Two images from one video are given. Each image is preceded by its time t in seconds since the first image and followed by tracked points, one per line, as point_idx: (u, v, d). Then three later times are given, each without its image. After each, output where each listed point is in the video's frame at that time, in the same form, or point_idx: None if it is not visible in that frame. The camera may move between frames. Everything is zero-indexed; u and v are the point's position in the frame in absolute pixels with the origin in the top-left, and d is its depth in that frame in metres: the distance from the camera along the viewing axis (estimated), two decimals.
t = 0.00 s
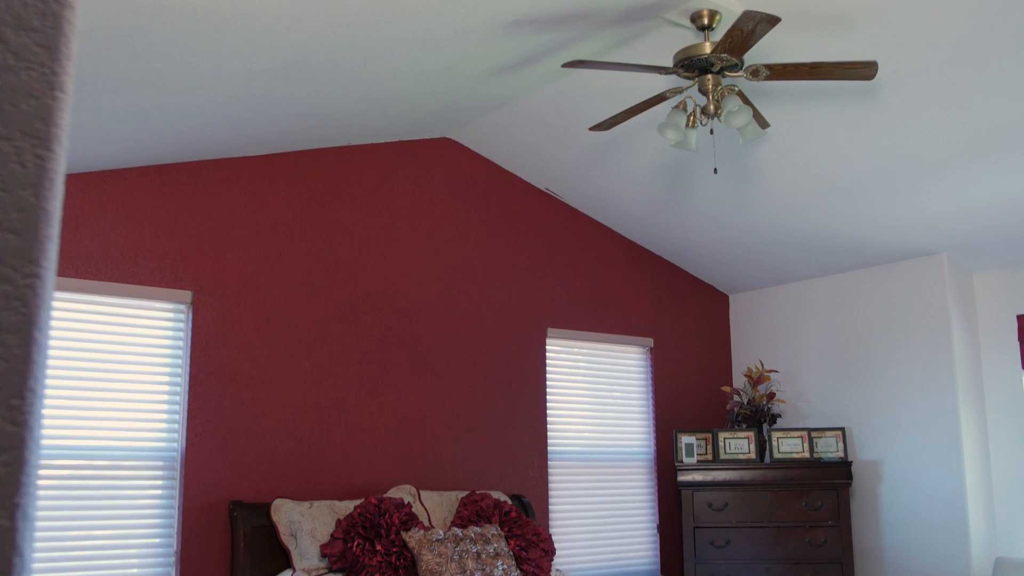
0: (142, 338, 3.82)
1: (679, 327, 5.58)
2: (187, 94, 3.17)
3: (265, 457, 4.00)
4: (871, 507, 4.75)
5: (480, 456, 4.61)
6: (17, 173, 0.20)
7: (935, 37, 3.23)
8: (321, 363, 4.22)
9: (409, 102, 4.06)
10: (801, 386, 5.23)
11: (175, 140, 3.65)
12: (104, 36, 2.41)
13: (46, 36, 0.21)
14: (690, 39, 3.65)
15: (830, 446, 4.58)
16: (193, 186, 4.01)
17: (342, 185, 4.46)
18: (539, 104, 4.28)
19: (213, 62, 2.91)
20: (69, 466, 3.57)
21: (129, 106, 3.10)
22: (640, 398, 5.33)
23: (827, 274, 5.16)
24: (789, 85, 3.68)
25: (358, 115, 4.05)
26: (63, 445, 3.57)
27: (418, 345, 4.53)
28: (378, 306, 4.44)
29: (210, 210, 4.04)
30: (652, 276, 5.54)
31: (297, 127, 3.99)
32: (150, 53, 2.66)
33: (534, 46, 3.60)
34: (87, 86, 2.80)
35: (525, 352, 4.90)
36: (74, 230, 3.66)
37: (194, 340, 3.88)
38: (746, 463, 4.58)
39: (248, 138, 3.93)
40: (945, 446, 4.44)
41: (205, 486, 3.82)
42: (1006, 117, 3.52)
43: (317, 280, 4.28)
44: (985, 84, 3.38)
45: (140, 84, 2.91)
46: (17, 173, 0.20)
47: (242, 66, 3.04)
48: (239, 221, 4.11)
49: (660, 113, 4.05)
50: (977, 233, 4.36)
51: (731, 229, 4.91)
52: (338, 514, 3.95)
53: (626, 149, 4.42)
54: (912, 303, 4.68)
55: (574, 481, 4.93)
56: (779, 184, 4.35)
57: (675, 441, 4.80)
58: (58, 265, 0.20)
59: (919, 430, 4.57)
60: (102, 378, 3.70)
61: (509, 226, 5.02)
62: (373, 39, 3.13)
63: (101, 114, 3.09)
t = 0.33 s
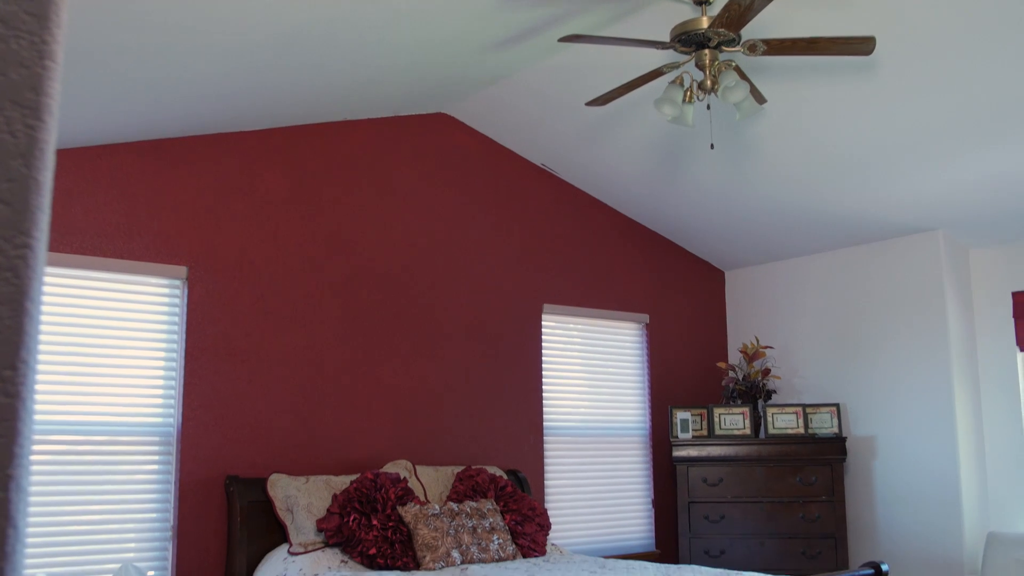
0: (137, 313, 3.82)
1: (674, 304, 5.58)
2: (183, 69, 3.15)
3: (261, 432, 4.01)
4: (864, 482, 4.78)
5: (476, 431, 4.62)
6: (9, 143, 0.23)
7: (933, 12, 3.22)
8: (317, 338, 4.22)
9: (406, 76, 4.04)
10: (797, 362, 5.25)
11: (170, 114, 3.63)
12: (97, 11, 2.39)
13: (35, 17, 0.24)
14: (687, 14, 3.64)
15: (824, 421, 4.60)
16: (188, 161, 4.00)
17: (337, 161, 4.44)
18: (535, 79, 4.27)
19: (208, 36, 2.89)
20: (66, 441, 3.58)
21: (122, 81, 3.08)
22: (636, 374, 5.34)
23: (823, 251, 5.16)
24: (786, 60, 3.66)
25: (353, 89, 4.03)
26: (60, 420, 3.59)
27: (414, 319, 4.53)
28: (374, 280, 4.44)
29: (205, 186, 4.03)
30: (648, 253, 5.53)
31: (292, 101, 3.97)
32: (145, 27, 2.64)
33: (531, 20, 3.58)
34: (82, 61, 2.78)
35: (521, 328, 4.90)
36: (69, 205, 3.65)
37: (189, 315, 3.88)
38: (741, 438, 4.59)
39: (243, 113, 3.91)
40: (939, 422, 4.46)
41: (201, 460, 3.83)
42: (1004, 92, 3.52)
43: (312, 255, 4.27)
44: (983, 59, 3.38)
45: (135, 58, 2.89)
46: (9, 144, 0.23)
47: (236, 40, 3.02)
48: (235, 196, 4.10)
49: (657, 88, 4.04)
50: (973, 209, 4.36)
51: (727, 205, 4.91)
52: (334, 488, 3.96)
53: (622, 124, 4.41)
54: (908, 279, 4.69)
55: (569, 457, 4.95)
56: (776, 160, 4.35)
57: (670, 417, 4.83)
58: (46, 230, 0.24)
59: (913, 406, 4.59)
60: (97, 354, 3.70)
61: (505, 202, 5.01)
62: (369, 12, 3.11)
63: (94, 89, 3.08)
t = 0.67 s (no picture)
0: (131, 287, 3.81)
1: (670, 279, 5.58)
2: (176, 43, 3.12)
3: (257, 406, 4.01)
4: (858, 456, 4.80)
5: (472, 406, 4.63)
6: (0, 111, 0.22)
7: None
8: (313, 312, 4.22)
9: (401, 49, 4.01)
10: (792, 337, 5.26)
11: (164, 88, 3.60)
12: None
13: None
14: None
15: (819, 396, 4.61)
16: (182, 135, 3.97)
17: (332, 135, 4.42)
18: (532, 51, 4.24)
19: (202, 9, 2.86)
20: (63, 416, 3.59)
21: (116, 56, 3.06)
22: (631, 350, 5.35)
23: (819, 226, 5.15)
24: (784, 33, 3.64)
25: (348, 62, 4.00)
26: (56, 394, 3.59)
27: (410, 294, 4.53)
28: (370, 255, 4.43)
29: (200, 160, 4.00)
30: (644, 227, 5.52)
31: (287, 75, 3.94)
32: None
33: None
34: (75, 37, 2.75)
35: (517, 304, 4.90)
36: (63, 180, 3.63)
37: (184, 290, 3.87)
38: (735, 413, 4.61)
39: (238, 86, 3.88)
40: (934, 397, 4.48)
41: (197, 434, 3.84)
42: (1002, 68, 3.50)
43: (307, 229, 4.26)
44: (982, 34, 3.36)
45: (128, 32, 2.86)
46: (0, 113, 0.22)
47: (230, 13, 2.99)
48: (229, 170, 4.08)
49: (653, 62, 4.01)
50: (970, 185, 4.35)
51: (724, 180, 4.89)
52: (329, 462, 3.98)
53: (619, 98, 4.39)
54: (903, 254, 4.69)
55: (565, 432, 4.96)
56: (773, 134, 4.34)
57: (665, 392, 4.85)
58: (39, 204, 0.22)
59: (908, 381, 4.60)
60: (92, 328, 3.69)
61: (502, 178, 4.99)
62: None
63: (88, 64, 3.06)
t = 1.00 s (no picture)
0: (125, 265, 3.80)
1: (666, 258, 5.57)
2: (169, 20, 3.09)
3: (251, 383, 4.02)
4: (852, 434, 4.82)
5: (466, 383, 4.64)
6: None
7: None
8: (307, 290, 4.22)
9: (395, 25, 3.99)
10: (786, 315, 5.27)
11: (156, 65, 3.58)
12: None
13: None
14: None
15: (813, 374, 4.62)
16: (175, 112, 3.94)
17: (326, 111, 4.39)
18: (527, 28, 4.21)
19: None
20: (59, 394, 3.59)
21: (109, 33, 3.04)
22: (626, 328, 5.35)
23: (815, 205, 5.14)
24: (780, 10, 3.62)
25: (342, 38, 3.97)
26: (52, 372, 3.59)
27: (403, 271, 4.52)
28: (363, 232, 4.42)
29: (193, 137, 3.98)
30: (640, 206, 5.51)
31: (280, 51, 3.91)
32: None
33: None
34: (65, 15, 2.73)
35: (512, 282, 4.89)
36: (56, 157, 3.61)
37: (178, 267, 3.86)
38: (729, 391, 4.62)
39: (231, 63, 3.85)
40: (927, 375, 4.50)
41: (192, 412, 3.84)
42: (999, 46, 3.49)
43: (300, 206, 4.25)
44: (979, 12, 3.34)
45: (119, 10, 2.83)
46: None
47: None
48: (222, 147, 4.05)
49: (649, 38, 3.99)
50: (965, 163, 4.35)
51: (719, 158, 4.89)
52: (324, 439, 3.98)
53: (614, 75, 4.38)
54: (898, 233, 4.69)
55: (559, 410, 4.98)
56: (769, 112, 4.32)
57: (660, 370, 4.86)
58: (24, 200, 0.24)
59: (902, 359, 4.62)
60: (87, 306, 3.69)
61: (497, 155, 4.97)
62: None
63: (80, 42, 3.03)
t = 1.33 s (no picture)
0: (118, 242, 3.78)
1: (660, 237, 5.57)
2: None
3: (245, 360, 4.01)
4: (844, 411, 4.84)
5: (460, 360, 4.64)
6: None
7: None
8: (302, 266, 4.21)
9: None
10: (780, 293, 5.28)
11: (147, 40, 3.55)
12: None
13: None
14: None
15: (806, 351, 4.63)
16: (167, 87, 3.92)
17: (319, 85, 4.37)
18: (521, 3, 4.19)
19: None
20: (52, 370, 3.58)
21: (99, 7, 3.01)
22: (620, 306, 5.36)
23: (809, 183, 5.14)
24: None
25: (334, 12, 3.94)
26: (45, 349, 3.59)
27: (397, 248, 4.51)
28: (357, 209, 4.40)
29: (185, 112, 3.95)
30: (634, 183, 5.49)
31: (272, 25, 3.88)
32: None
33: None
34: None
35: (505, 260, 4.89)
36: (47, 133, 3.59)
37: (171, 243, 3.85)
38: (722, 368, 4.63)
39: (223, 38, 3.82)
40: (920, 352, 4.52)
41: (185, 388, 3.84)
42: (993, 23, 3.48)
43: (293, 182, 4.23)
44: None
45: None
46: None
47: None
48: (215, 123, 4.03)
49: (644, 14, 3.97)
50: (959, 141, 4.35)
51: (714, 136, 4.88)
52: (318, 416, 3.99)
53: (609, 51, 4.36)
54: (892, 212, 4.70)
55: (553, 388, 4.99)
56: (763, 90, 4.31)
57: (654, 347, 4.86)
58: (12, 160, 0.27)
59: (895, 337, 4.63)
60: (80, 283, 3.68)
61: (491, 132, 4.96)
62: None
63: (72, 16, 3.00)
